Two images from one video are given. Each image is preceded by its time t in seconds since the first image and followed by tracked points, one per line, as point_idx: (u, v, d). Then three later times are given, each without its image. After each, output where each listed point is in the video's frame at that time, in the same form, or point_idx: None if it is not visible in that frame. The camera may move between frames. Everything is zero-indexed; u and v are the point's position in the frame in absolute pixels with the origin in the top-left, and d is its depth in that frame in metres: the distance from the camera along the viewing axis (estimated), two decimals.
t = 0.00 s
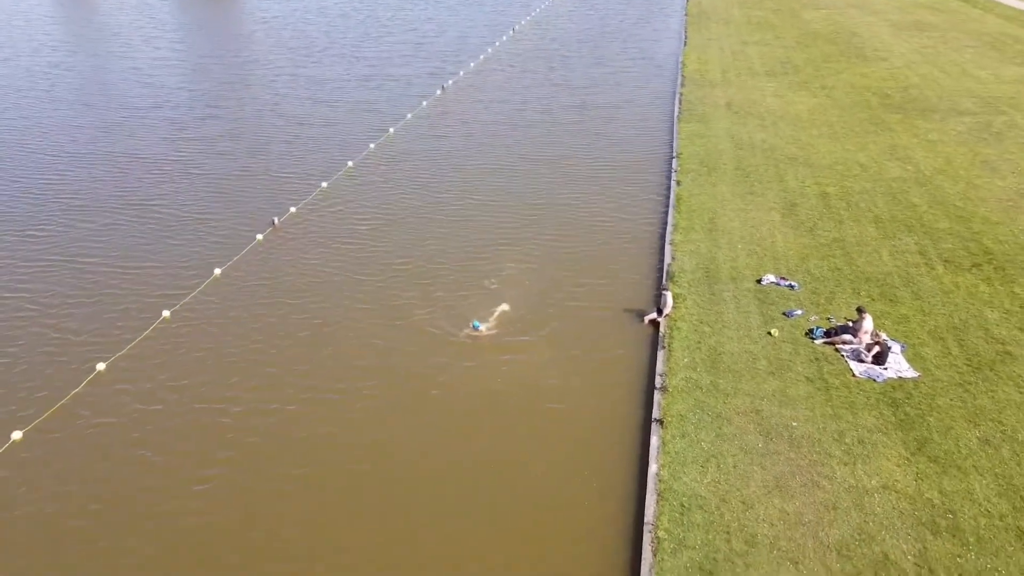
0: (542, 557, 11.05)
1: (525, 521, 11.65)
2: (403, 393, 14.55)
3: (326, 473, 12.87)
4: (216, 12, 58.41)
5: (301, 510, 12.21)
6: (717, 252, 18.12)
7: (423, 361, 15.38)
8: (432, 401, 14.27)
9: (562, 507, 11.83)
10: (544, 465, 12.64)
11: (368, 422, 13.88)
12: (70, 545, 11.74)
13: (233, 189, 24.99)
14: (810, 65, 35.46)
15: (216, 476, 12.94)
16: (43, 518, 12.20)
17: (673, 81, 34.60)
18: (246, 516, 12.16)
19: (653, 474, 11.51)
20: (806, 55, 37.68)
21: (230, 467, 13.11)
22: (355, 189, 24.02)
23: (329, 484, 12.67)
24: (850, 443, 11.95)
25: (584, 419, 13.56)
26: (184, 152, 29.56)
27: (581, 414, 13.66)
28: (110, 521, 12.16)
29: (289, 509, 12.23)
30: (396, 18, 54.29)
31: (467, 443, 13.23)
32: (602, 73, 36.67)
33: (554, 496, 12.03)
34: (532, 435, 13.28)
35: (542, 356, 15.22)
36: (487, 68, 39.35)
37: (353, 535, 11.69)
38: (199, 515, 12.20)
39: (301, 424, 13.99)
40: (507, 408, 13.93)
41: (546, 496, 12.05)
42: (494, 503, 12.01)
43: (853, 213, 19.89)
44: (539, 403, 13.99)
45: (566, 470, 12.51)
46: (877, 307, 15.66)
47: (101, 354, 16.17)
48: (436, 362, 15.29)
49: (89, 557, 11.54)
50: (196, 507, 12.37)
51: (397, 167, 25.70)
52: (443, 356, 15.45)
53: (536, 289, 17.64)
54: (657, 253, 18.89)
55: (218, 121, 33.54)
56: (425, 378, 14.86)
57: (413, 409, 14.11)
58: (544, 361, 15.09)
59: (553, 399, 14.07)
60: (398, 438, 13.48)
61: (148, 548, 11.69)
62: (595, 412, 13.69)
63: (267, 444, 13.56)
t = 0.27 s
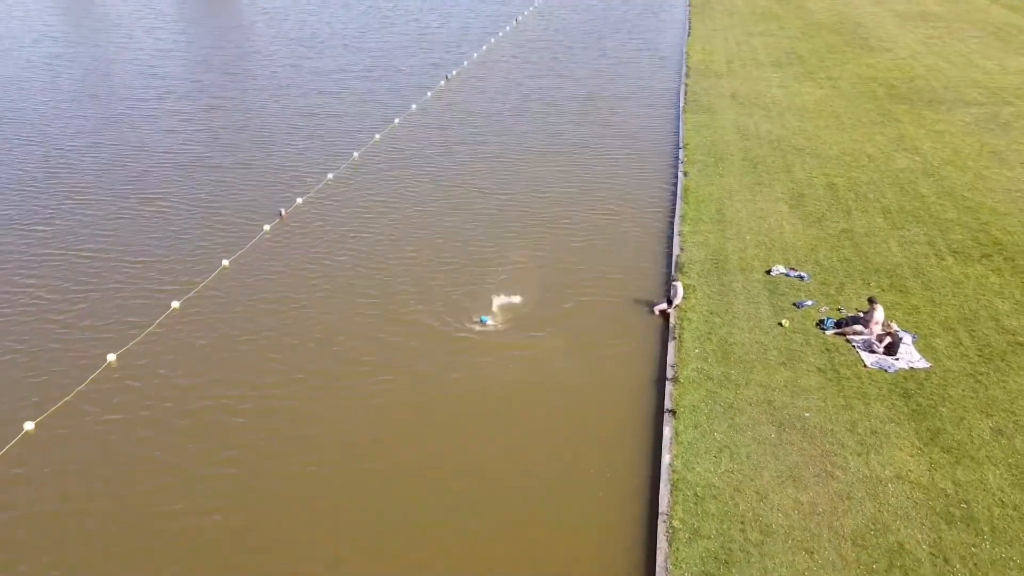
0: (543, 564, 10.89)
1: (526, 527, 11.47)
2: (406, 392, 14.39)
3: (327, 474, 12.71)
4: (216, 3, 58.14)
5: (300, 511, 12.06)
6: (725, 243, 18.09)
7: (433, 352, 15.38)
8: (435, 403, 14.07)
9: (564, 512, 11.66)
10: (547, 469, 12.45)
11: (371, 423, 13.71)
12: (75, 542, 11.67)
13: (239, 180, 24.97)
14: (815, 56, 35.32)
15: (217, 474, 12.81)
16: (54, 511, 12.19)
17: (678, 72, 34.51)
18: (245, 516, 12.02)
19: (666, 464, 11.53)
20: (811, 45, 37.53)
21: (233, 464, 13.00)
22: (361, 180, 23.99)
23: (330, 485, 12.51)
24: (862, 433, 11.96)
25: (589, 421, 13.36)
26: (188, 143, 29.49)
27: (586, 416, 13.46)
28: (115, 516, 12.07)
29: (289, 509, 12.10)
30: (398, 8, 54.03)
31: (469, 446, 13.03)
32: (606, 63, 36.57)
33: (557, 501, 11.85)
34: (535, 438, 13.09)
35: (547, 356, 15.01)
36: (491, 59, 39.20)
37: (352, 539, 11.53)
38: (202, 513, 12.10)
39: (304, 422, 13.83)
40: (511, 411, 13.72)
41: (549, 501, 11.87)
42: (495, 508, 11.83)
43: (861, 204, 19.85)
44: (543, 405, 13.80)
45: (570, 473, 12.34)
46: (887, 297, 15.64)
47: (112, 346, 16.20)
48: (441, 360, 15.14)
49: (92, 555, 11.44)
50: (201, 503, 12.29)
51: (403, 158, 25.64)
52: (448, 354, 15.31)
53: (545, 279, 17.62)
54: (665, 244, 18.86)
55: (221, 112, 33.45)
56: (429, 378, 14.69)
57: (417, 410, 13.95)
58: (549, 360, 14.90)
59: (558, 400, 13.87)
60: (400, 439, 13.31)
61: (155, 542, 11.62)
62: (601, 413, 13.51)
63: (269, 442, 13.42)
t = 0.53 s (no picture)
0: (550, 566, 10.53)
1: (531, 528, 11.10)
2: (410, 387, 14.05)
3: (327, 471, 12.36)
4: None
5: (300, 509, 11.72)
6: (734, 231, 18.05)
7: (444, 339, 15.32)
8: (439, 400, 13.71)
9: (571, 513, 11.28)
10: (553, 468, 12.09)
11: (373, 419, 13.36)
12: (77, 537, 11.38)
13: (242, 170, 24.83)
14: (818, 43, 35.20)
15: (219, 469, 12.51)
16: (62, 500, 12.01)
17: (680, 60, 34.35)
18: (246, 512, 11.72)
19: (681, 451, 11.52)
20: (813, 33, 37.40)
21: (236, 458, 12.71)
22: (366, 169, 23.88)
23: (330, 482, 12.16)
24: (876, 420, 11.97)
25: (599, 417, 13.07)
26: (190, 133, 29.33)
27: (593, 413, 13.11)
28: (119, 510, 11.82)
29: (291, 505, 11.78)
30: None
31: (473, 444, 12.66)
32: (608, 52, 36.41)
33: (563, 501, 11.49)
34: (541, 436, 12.72)
35: (553, 351, 14.69)
36: (492, 47, 39.02)
37: (353, 539, 11.17)
38: (207, 506, 11.84)
39: (305, 417, 13.51)
40: (515, 409, 13.35)
41: (554, 502, 11.50)
42: (500, 507, 11.47)
43: (869, 191, 19.81)
44: (550, 402, 13.43)
45: (577, 472, 11.97)
46: (897, 285, 15.63)
47: (121, 335, 16.08)
48: (446, 354, 14.83)
49: (93, 553, 11.14)
50: (208, 495, 12.07)
51: (408, 147, 25.55)
52: (453, 347, 15.01)
53: (554, 267, 17.59)
54: (673, 231, 18.82)
55: (223, 102, 33.26)
56: (433, 373, 14.36)
57: (420, 406, 13.59)
58: (556, 355, 14.58)
59: (564, 398, 13.51)
60: (403, 436, 12.95)
61: (164, 533, 11.41)
62: (609, 409, 13.19)
63: (271, 436, 13.12)
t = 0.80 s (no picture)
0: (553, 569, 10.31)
1: (533, 532, 10.87)
2: (414, 386, 13.85)
3: (329, 472, 12.16)
4: None
5: (301, 509, 11.54)
6: (741, 219, 18.02)
7: (452, 328, 15.30)
8: (443, 399, 13.50)
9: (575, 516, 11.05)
10: (558, 471, 11.85)
11: (377, 419, 13.16)
12: (83, 532, 11.31)
13: (245, 160, 24.73)
14: (821, 31, 35.05)
15: (223, 466, 12.38)
16: (71, 492, 11.99)
17: (683, 49, 34.22)
18: (255, 505, 11.67)
19: (694, 439, 11.51)
20: (816, 20, 37.23)
21: (240, 454, 12.59)
22: (370, 158, 23.80)
23: (332, 483, 11.96)
24: (888, 407, 11.98)
25: (609, 411, 12.94)
26: (191, 123, 29.19)
27: (602, 409, 12.94)
28: (126, 504, 11.75)
29: (294, 505, 11.63)
30: None
31: (476, 446, 12.42)
32: (610, 40, 36.24)
33: (566, 504, 11.25)
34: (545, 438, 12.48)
35: (559, 349, 14.46)
36: (493, 36, 38.82)
37: (353, 541, 10.97)
38: (213, 502, 11.76)
39: (309, 415, 13.33)
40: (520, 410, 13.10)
41: (558, 505, 11.26)
42: (507, 506, 11.32)
43: (875, 179, 19.78)
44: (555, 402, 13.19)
45: (582, 475, 11.73)
46: (906, 272, 15.62)
47: (128, 326, 16.06)
48: (451, 351, 14.64)
49: (99, 548, 11.06)
50: (215, 488, 11.99)
51: (411, 137, 25.45)
52: (458, 344, 14.83)
53: (560, 256, 17.56)
54: (680, 220, 18.78)
55: (223, 91, 33.09)
56: (438, 371, 14.16)
57: (423, 406, 13.37)
58: (562, 353, 14.36)
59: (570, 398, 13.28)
60: (405, 437, 12.73)
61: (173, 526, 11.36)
62: (616, 408, 12.96)
63: (275, 433, 12.98)
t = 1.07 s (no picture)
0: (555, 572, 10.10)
1: (535, 535, 10.66)
2: (416, 385, 13.64)
3: (330, 472, 11.97)
4: None
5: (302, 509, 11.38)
6: (744, 209, 18.00)
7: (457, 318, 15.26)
8: (446, 398, 13.28)
9: (578, 518, 10.83)
10: (561, 472, 11.62)
11: (378, 418, 12.95)
12: (88, 528, 11.23)
13: (244, 152, 24.60)
14: (819, 20, 34.98)
15: (224, 464, 12.26)
16: (76, 486, 11.94)
17: (681, 38, 34.12)
18: (260, 500, 11.58)
19: (702, 428, 11.51)
20: (814, 9, 37.17)
21: (242, 451, 12.48)
22: (370, 149, 23.69)
23: (332, 483, 11.78)
24: (895, 394, 12.00)
25: (616, 404, 12.81)
26: (188, 114, 29.01)
27: (609, 404, 12.81)
28: (130, 499, 11.68)
29: (295, 503, 11.48)
30: None
31: (478, 447, 12.20)
32: (608, 30, 36.12)
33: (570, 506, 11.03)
34: (549, 438, 12.24)
35: (563, 347, 14.22)
36: (491, 27, 38.65)
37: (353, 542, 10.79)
38: (217, 496, 11.68)
39: (310, 414, 13.15)
40: (524, 410, 12.86)
41: (562, 505, 11.06)
42: (514, 504, 11.16)
43: (877, 168, 19.77)
44: (559, 402, 12.96)
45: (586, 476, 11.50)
46: (910, 261, 15.64)
47: (130, 319, 15.97)
48: (455, 348, 14.45)
49: (103, 543, 10.98)
50: (219, 483, 11.92)
51: (410, 128, 25.35)
52: (462, 340, 14.64)
53: (563, 246, 17.53)
54: (682, 209, 18.76)
55: (220, 83, 32.88)
56: (441, 369, 13.95)
57: (426, 406, 13.15)
58: (566, 351, 14.13)
59: (575, 397, 13.04)
60: (407, 437, 12.52)
61: (178, 520, 11.31)
62: (621, 406, 12.74)
63: (277, 430, 12.85)
